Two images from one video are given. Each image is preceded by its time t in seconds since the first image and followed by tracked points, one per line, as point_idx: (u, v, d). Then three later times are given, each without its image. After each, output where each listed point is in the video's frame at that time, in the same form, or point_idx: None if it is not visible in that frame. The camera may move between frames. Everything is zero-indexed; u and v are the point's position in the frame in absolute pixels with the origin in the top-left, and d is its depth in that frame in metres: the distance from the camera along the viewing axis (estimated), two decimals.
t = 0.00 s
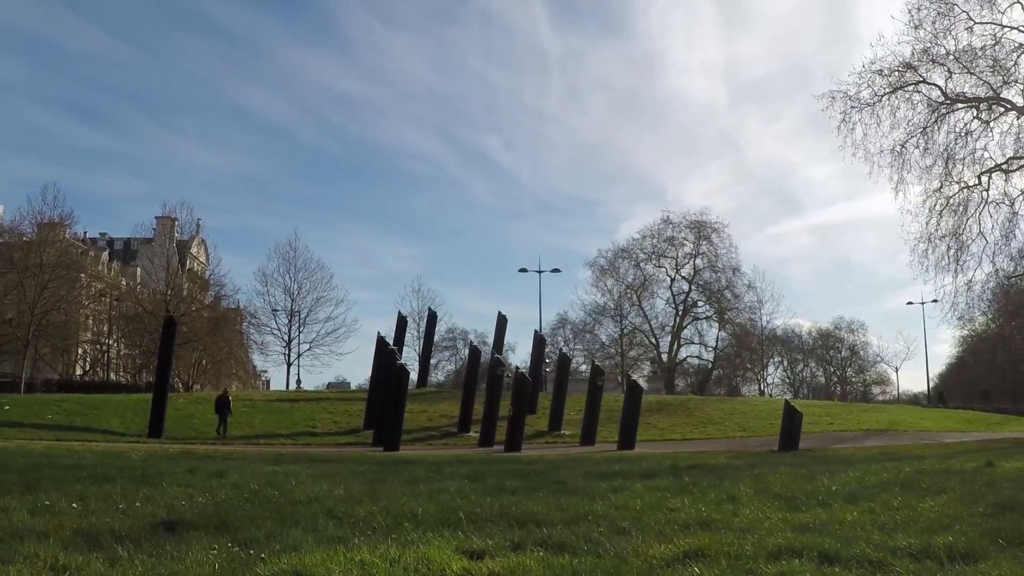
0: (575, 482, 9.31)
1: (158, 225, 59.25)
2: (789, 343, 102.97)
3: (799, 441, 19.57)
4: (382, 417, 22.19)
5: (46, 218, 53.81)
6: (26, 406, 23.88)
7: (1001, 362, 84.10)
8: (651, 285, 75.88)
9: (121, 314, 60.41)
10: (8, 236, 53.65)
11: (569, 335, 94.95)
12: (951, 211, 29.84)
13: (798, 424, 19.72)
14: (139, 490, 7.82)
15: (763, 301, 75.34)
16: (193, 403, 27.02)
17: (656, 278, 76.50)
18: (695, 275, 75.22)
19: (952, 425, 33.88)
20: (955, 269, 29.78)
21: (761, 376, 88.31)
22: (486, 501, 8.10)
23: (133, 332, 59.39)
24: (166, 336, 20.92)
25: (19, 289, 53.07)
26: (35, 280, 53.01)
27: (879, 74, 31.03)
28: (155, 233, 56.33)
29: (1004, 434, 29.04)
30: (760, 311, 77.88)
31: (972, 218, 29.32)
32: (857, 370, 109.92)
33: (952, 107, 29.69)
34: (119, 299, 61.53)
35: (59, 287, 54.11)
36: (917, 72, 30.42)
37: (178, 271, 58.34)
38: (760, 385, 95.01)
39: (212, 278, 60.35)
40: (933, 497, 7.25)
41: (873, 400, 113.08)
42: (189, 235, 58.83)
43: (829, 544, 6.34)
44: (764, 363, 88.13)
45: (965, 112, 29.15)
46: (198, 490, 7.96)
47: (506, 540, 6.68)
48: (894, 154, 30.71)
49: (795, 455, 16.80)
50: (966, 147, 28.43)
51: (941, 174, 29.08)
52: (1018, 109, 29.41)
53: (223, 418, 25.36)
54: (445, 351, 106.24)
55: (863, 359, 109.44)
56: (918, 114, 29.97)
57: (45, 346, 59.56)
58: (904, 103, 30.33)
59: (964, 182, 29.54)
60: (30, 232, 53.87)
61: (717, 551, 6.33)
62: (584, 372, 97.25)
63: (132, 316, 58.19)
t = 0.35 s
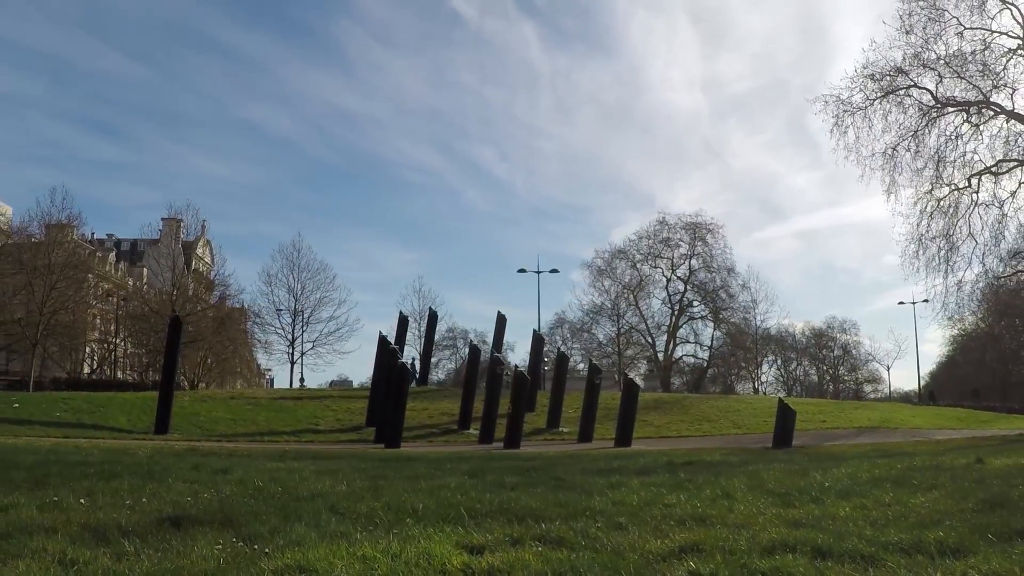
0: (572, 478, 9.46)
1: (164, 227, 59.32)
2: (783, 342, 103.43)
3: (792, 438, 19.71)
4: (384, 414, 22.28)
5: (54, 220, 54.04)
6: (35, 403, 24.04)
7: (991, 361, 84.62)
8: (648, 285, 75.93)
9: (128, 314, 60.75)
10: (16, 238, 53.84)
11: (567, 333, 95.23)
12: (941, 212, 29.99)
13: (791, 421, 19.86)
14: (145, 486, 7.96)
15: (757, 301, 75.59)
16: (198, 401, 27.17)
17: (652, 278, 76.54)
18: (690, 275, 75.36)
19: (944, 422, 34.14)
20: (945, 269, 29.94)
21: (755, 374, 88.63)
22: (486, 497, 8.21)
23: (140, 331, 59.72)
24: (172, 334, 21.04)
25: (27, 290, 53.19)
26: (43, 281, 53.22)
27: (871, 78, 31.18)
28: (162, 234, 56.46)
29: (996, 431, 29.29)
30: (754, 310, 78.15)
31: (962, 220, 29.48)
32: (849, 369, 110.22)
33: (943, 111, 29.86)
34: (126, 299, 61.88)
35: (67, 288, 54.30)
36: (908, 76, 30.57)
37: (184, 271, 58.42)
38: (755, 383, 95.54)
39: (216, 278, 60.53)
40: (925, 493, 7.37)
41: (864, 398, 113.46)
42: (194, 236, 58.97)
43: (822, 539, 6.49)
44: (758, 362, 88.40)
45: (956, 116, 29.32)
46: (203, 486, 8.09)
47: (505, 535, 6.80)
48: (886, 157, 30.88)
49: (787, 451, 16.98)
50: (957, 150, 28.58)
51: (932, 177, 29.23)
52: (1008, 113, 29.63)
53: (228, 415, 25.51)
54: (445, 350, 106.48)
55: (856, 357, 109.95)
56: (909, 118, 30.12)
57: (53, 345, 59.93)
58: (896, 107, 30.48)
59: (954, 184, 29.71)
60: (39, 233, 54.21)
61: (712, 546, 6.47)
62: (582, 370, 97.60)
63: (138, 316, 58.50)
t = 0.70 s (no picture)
0: (571, 474, 9.59)
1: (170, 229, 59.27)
2: (777, 341, 104.01)
3: (785, 436, 19.89)
4: (386, 411, 22.39)
5: (63, 221, 53.86)
6: (43, 401, 24.18)
7: (980, 360, 85.28)
8: (644, 286, 76.09)
9: (135, 314, 61.04)
10: (25, 239, 53.46)
11: (565, 333, 95.51)
12: (932, 214, 30.17)
13: (785, 419, 20.03)
14: (151, 482, 8.09)
15: (751, 301, 75.91)
16: (203, 399, 27.31)
17: (649, 279, 76.71)
18: (686, 275, 75.58)
19: (936, 420, 34.42)
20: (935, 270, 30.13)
21: (749, 373, 89.03)
22: (486, 493, 8.35)
23: (146, 330, 60.09)
24: (177, 332, 21.11)
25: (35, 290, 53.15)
26: (52, 281, 53.30)
27: (863, 83, 31.35)
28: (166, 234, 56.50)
29: (987, 428, 29.55)
30: (748, 309, 78.47)
31: (952, 221, 29.66)
32: (842, 367, 110.77)
33: (933, 115, 30.03)
34: (134, 299, 62.14)
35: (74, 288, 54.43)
36: (900, 81, 30.74)
37: (189, 272, 58.45)
38: (750, 381, 96.06)
39: (221, 278, 60.70)
40: (915, 489, 7.51)
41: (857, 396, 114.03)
42: (200, 237, 59.06)
43: (814, 534, 6.63)
44: (752, 360, 88.80)
45: (946, 120, 29.50)
46: (208, 483, 8.21)
47: (504, 531, 6.94)
48: (877, 160, 31.05)
49: (780, 448, 17.17)
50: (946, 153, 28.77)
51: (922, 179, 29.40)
52: (997, 117, 29.89)
53: (233, 413, 25.65)
54: (446, 349, 106.72)
55: (849, 356, 110.50)
56: (899, 121, 30.29)
57: (61, 344, 60.31)
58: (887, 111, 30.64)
59: (944, 187, 29.90)
60: (46, 233, 54.04)
61: (708, 541, 6.61)
62: (580, 369, 97.87)
63: (145, 316, 58.84)
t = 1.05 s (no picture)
0: (569, 470, 9.74)
1: (177, 230, 59.54)
2: (770, 341, 104.50)
3: (778, 433, 20.04)
4: (388, 409, 22.51)
5: (71, 222, 54.23)
6: (52, 398, 24.36)
7: (969, 359, 85.88)
8: (641, 286, 76.23)
9: (142, 313, 61.42)
10: (34, 240, 54.68)
11: (563, 332, 95.85)
12: (922, 216, 30.30)
13: (778, 417, 20.15)
14: (159, 478, 8.23)
15: (745, 301, 76.25)
16: (209, 396, 27.49)
17: (646, 279, 76.86)
18: (681, 276, 75.79)
19: (929, 417, 34.65)
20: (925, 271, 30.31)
21: (743, 371, 89.45)
22: (485, 489, 8.49)
23: (154, 329, 60.50)
24: (184, 332, 21.20)
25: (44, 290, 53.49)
26: (60, 282, 53.58)
27: (855, 87, 31.49)
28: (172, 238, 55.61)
29: (979, 425, 29.76)
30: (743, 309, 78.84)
31: (942, 223, 29.81)
32: (834, 366, 111.33)
33: (924, 119, 30.15)
34: (141, 298, 62.53)
35: (83, 288, 54.80)
36: (891, 86, 30.86)
37: (195, 273, 58.37)
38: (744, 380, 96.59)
39: (227, 278, 61.02)
40: (906, 485, 7.65)
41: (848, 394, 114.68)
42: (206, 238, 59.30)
43: (807, 529, 6.78)
44: (746, 359, 89.25)
45: (936, 123, 29.63)
46: (213, 478, 8.35)
47: (504, 525, 7.09)
48: (869, 163, 31.20)
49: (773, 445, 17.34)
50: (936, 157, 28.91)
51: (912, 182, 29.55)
52: (987, 121, 30.05)
53: (238, 410, 25.82)
54: (446, 348, 107.05)
55: (841, 355, 111.13)
56: (891, 125, 30.42)
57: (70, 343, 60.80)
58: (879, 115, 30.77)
59: (934, 189, 30.03)
60: (56, 235, 54.70)
61: (703, 536, 6.75)
62: (578, 367, 98.19)
63: (152, 315, 59.26)
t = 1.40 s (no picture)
0: (566, 467, 9.90)
1: (182, 232, 59.70)
2: (763, 340, 104.93)
3: (771, 430, 20.17)
4: (390, 406, 22.62)
5: (79, 224, 54.62)
6: (60, 396, 24.51)
7: (958, 358, 86.37)
8: (637, 286, 76.24)
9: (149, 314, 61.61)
10: (44, 242, 55.03)
11: (562, 331, 96.13)
12: (913, 218, 30.49)
13: (772, 414, 20.28)
14: (164, 474, 8.37)
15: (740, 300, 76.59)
16: (214, 394, 27.63)
17: (642, 280, 76.94)
18: (677, 276, 75.96)
19: (921, 414, 34.88)
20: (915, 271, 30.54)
21: (738, 370, 89.78)
22: (485, 485, 8.62)
23: (160, 329, 60.72)
24: (190, 330, 21.29)
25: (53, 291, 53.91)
26: (69, 282, 53.92)
27: (847, 91, 31.64)
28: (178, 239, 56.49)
29: (971, 423, 29.98)
30: (737, 309, 79.15)
31: (933, 224, 29.99)
32: (826, 364, 112.07)
33: (915, 122, 30.32)
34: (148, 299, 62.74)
35: (91, 288, 55.14)
36: (883, 90, 31.00)
37: (202, 274, 58.66)
38: (738, 378, 96.99)
39: (232, 279, 61.21)
40: (897, 481, 7.79)
41: (841, 392, 115.31)
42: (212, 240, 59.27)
43: (801, 524, 6.92)
44: (741, 358, 89.57)
45: (926, 127, 29.80)
46: (218, 474, 8.49)
47: (504, 520, 7.23)
48: (860, 166, 31.37)
49: (766, 442, 17.50)
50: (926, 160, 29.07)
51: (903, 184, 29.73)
52: (976, 124, 30.23)
53: (243, 408, 25.96)
54: (446, 347, 107.29)
55: (833, 353, 111.75)
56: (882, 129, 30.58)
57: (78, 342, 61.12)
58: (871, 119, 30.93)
59: (925, 191, 30.21)
60: (65, 237, 55.09)
61: (698, 530, 6.90)
62: (576, 366, 98.48)
63: (159, 315, 59.42)
